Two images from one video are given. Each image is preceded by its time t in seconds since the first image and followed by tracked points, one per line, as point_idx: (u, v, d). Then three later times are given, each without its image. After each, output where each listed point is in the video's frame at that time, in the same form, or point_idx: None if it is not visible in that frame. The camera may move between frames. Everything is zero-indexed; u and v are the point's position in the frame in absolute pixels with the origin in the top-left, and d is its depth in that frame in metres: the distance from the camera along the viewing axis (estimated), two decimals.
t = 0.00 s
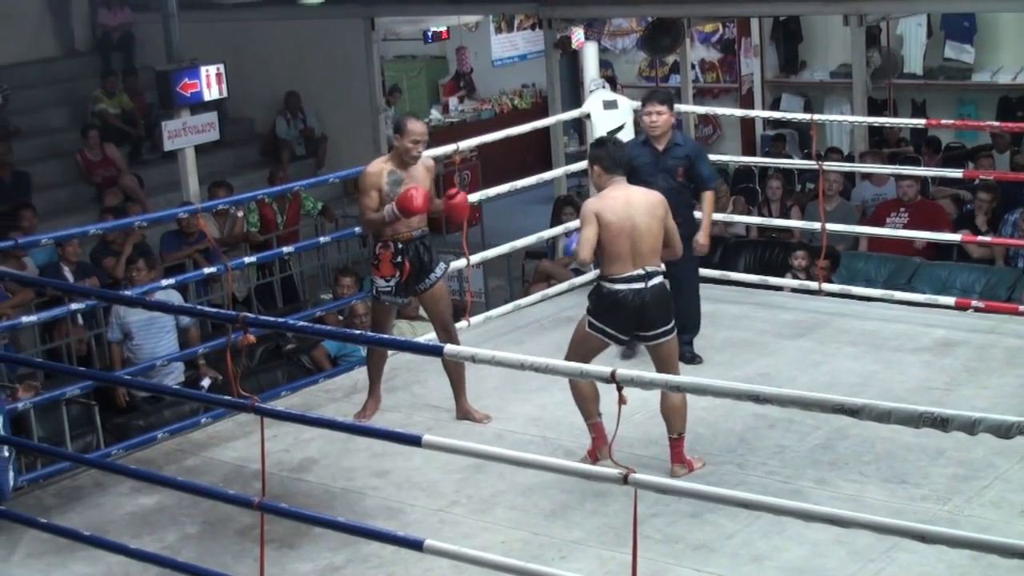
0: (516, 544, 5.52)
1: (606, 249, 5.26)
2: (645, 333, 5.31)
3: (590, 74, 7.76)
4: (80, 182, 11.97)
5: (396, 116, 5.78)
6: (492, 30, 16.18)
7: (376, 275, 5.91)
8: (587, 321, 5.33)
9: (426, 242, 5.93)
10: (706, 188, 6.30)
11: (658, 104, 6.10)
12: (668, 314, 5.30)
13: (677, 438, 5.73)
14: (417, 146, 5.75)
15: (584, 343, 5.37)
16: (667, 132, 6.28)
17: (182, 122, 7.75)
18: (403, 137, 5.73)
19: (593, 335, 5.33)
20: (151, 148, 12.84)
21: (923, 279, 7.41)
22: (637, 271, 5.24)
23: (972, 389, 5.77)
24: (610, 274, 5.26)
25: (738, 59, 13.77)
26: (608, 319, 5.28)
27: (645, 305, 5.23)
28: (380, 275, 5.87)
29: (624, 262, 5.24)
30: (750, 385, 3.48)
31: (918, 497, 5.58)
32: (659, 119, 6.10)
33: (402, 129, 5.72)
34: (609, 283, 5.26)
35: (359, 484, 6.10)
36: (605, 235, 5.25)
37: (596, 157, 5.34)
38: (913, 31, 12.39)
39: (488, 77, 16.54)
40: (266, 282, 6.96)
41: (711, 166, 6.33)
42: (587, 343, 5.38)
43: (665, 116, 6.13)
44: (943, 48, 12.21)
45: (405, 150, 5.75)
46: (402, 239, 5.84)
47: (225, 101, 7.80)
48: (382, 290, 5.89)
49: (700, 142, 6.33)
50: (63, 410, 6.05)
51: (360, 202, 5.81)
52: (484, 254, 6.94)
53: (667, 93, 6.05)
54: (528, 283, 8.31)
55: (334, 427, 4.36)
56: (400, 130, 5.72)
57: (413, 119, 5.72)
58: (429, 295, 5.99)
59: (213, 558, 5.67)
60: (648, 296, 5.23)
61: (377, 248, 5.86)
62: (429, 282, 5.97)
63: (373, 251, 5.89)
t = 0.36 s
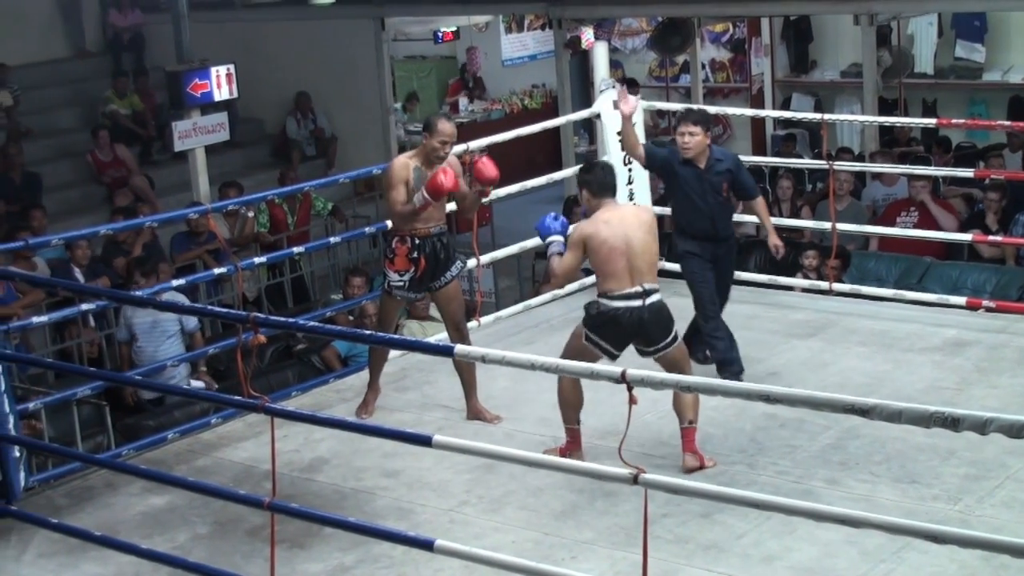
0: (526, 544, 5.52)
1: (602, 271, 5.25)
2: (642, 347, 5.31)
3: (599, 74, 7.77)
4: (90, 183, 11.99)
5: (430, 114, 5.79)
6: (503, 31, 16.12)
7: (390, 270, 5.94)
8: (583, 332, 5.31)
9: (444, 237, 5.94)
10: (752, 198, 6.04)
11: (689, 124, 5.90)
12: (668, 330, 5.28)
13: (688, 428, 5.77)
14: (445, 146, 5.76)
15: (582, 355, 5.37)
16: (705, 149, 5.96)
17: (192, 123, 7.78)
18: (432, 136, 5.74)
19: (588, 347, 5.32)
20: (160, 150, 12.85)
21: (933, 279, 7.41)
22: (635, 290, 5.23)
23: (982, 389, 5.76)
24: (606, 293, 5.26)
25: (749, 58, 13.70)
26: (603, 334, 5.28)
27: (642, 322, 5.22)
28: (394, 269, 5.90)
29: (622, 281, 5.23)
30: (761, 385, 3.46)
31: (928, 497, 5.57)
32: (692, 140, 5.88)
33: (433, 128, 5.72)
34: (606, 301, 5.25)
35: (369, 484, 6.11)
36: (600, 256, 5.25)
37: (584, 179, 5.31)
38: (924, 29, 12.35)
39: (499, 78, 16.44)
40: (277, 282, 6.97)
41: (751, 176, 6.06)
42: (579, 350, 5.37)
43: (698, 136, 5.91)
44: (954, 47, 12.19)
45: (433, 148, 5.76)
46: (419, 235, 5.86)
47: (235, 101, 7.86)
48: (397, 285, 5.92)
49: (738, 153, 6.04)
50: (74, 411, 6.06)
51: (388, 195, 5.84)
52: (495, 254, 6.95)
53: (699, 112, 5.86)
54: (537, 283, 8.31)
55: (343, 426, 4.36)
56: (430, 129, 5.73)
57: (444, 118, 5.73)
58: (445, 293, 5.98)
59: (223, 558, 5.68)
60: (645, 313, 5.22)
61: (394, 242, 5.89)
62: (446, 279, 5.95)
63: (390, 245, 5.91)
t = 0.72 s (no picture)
0: (542, 544, 5.52)
1: (615, 248, 5.23)
2: (659, 328, 5.31)
3: (613, 72, 7.77)
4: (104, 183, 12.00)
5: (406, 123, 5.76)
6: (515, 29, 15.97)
7: (389, 277, 5.93)
8: (600, 317, 5.33)
9: (437, 241, 5.92)
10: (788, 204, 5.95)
11: (715, 138, 5.70)
12: (681, 306, 5.29)
13: (701, 429, 5.75)
14: (427, 153, 5.73)
15: (597, 341, 5.36)
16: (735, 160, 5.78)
17: (207, 123, 7.80)
18: (411, 144, 5.70)
19: (607, 331, 5.33)
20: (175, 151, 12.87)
21: (948, 277, 7.40)
22: (648, 266, 5.23)
23: (999, 387, 5.74)
24: (619, 269, 5.25)
25: (762, 56, 13.78)
26: (618, 313, 5.28)
27: (656, 298, 5.23)
28: (393, 276, 5.90)
29: (635, 258, 5.23)
30: (777, 384, 3.45)
31: (945, 495, 5.55)
32: (718, 154, 5.71)
33: (412, 137, 5.69)
34: (619, 279, 5.24)
35: (385, 484, 6.11)
36: (612, 233, 5.22)
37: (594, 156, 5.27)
38: (938, 27, 12.33)
39: (510, 76, 16.45)
40: (291, 281, 6.98)
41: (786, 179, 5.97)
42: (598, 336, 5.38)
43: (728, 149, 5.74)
44: (969, 44, 12.18)
45: (415, 157, 5.73)
46: (412, 240, 5.84)
47: (249, 101, 7.88)
48: (396, 292, 5.91)
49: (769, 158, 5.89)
50: (90, 410, 6.07)
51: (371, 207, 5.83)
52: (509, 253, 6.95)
53: (723, 126, 5.65)
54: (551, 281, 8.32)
55: (357, 425, 4.36)
56: (410, 139, 5.69)
57: (423, 126, 5.70)
58: (445, 294, 5.94)
59: (239, 557, 5.69)
60: (659, 288, 5.23)
61: (388, 250, 5.88)
62: (443, 280, 5.93)
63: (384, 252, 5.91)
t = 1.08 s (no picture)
0: (555, 543, 5.52)
1: (627, 248, 5.24)
2: (668, 327, 5.31)
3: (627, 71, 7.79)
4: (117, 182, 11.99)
5: (430, 120, 5.75)
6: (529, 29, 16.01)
7: (407, 274, 5.94)
8: (610, 313, 5.35)
9: (457, 239, 5.93)
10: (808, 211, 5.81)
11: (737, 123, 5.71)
12: (691, 307, 5.27)
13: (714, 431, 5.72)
14: (448, 151, 5.71)
15: (606, 337, 5.40)
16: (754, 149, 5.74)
17: (220, 122, 7.81)
18: (433, 142, 5.68)
19: (616, 328, 5.36)
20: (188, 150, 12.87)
21: (962, 277, 7.40)
22: (659, 267, 5.24)
23: (1012, 387, 5.74)
24: (629, 269, 5.26)
25: (776, 55, 13.91)
26: (628, 312, 5.30)
27: (665, 298, 5.23)
28: (411, 274, 5.90)
29: (646, 259, 5.24)
30: (788, 383, 3.43)
31: (958, 495, 5.55)
32: (735, 140, 5.70)
33: (433, 134, 5.68)
34: (631, 279, 5.26)
35: (398, 483, 6.11)
36: (625, 233, 5.23)
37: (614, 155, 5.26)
38: (952, 27, 12.35)
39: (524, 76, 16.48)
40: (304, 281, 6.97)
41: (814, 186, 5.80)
42: (607, 332, 5.41)
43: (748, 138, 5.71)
44: (983, 43, 12.19)
45: (435, 154, 5.72)
46: (431, 238, 5.86)
47: (262, 100, 7.89)
48: (414, 289, 5.91)
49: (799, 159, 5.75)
50: (103, 409, 6.07)
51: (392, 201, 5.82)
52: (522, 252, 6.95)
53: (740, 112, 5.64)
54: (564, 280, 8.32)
55: (373, 423, 4.36)
56: (430, 136, 5.68)
57: (445, 124, 5.68)
58: (463, 290, 5.96)
59: (252, 556, 5.68)
60: (669, 288, 5.23)
61: (407, 247, 5.89)
62: (461, 279, 5.94)
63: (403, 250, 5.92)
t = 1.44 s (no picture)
0: (565, 544, 5.52)
1: (624, 252, 5.33)
2: (663, 325, 5.42)
3: (638, 73, 7.80)
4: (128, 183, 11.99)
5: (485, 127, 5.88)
6: (540, 31, 16.19)
7: (433, 284, 5.99)
8: (606, 314, 5.42)
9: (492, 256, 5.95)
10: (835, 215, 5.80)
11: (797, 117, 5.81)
12: (686, 305, 5.40)
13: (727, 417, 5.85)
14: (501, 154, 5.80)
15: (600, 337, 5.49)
16: (805, 143, 5.81)
17: (231, 123, 7.77)
18: (485, 143, 5.81)
19: (613, 328, 5.44)
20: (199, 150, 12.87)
21: (973, 279, 7.40)
22: (656, 266, 5.35)
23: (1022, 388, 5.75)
24: (627, 273, 5.34)
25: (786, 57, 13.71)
26: (624, 313, 5.38)
27: (663, 298, 5.34)
28: (438, 283, 5.95)
29: (643, 261, 5.34)
30: (798, 385, 3.43)
31: (968, 497, 5.56)
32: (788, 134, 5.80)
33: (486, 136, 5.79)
34: (628, 282, 5.33)
35: (408, 484, 6.11)
36: (618, 237, 5.33)
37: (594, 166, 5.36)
38: (962, 29, 12.36)
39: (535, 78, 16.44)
40: (315, 281, 6.98)
41: (848, 191, 5.79)
42: (600, 333, 5.49)
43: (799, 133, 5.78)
44: (994, 45, 12.16)
45: (489, 156, 5.81)
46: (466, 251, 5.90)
47: (273, 101, 7.90)
48: (439, 297, 5.95)
49: (842, 163, 5.77)
50: (113, 410, 6.08)
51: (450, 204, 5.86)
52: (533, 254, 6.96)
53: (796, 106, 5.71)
54: (575, 282, 8.33)
55: (385, 426, 4.35)
56: (484, 137, 5.79)
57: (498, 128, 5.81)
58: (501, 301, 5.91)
59: (263, 558, 5.69)
60: (666, 289, 5.34)
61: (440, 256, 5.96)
62: (494, 291, 5.90)
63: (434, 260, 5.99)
